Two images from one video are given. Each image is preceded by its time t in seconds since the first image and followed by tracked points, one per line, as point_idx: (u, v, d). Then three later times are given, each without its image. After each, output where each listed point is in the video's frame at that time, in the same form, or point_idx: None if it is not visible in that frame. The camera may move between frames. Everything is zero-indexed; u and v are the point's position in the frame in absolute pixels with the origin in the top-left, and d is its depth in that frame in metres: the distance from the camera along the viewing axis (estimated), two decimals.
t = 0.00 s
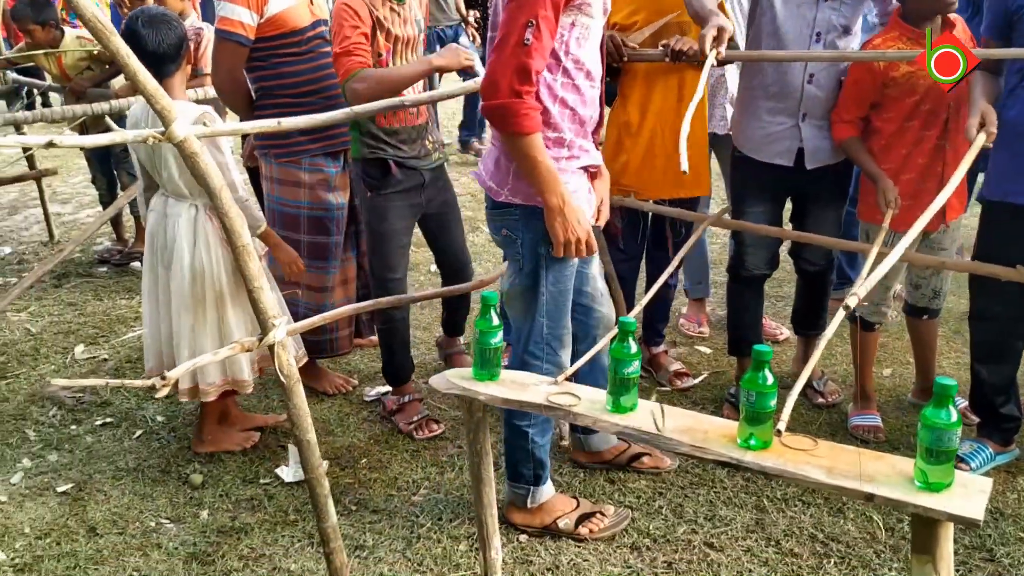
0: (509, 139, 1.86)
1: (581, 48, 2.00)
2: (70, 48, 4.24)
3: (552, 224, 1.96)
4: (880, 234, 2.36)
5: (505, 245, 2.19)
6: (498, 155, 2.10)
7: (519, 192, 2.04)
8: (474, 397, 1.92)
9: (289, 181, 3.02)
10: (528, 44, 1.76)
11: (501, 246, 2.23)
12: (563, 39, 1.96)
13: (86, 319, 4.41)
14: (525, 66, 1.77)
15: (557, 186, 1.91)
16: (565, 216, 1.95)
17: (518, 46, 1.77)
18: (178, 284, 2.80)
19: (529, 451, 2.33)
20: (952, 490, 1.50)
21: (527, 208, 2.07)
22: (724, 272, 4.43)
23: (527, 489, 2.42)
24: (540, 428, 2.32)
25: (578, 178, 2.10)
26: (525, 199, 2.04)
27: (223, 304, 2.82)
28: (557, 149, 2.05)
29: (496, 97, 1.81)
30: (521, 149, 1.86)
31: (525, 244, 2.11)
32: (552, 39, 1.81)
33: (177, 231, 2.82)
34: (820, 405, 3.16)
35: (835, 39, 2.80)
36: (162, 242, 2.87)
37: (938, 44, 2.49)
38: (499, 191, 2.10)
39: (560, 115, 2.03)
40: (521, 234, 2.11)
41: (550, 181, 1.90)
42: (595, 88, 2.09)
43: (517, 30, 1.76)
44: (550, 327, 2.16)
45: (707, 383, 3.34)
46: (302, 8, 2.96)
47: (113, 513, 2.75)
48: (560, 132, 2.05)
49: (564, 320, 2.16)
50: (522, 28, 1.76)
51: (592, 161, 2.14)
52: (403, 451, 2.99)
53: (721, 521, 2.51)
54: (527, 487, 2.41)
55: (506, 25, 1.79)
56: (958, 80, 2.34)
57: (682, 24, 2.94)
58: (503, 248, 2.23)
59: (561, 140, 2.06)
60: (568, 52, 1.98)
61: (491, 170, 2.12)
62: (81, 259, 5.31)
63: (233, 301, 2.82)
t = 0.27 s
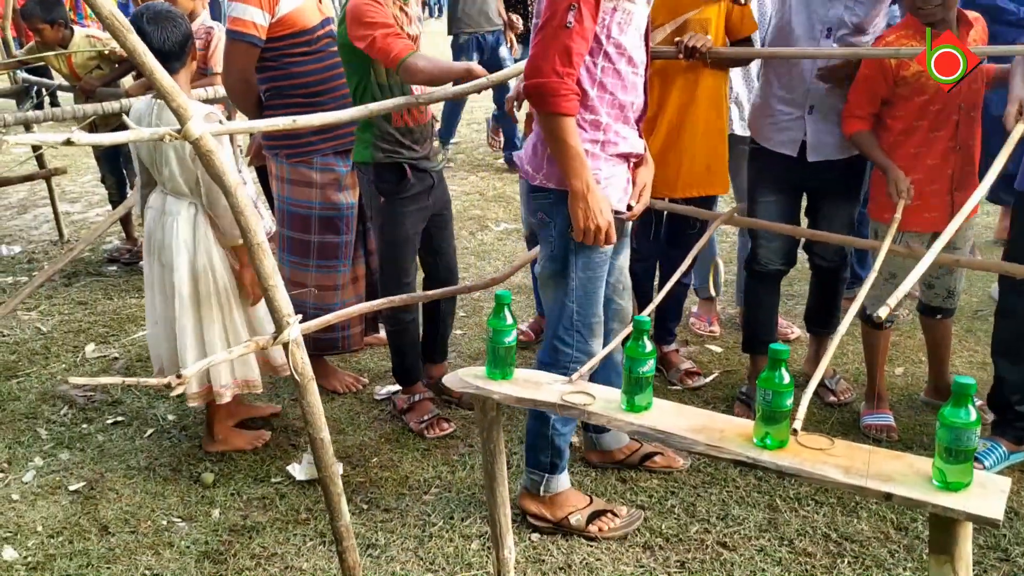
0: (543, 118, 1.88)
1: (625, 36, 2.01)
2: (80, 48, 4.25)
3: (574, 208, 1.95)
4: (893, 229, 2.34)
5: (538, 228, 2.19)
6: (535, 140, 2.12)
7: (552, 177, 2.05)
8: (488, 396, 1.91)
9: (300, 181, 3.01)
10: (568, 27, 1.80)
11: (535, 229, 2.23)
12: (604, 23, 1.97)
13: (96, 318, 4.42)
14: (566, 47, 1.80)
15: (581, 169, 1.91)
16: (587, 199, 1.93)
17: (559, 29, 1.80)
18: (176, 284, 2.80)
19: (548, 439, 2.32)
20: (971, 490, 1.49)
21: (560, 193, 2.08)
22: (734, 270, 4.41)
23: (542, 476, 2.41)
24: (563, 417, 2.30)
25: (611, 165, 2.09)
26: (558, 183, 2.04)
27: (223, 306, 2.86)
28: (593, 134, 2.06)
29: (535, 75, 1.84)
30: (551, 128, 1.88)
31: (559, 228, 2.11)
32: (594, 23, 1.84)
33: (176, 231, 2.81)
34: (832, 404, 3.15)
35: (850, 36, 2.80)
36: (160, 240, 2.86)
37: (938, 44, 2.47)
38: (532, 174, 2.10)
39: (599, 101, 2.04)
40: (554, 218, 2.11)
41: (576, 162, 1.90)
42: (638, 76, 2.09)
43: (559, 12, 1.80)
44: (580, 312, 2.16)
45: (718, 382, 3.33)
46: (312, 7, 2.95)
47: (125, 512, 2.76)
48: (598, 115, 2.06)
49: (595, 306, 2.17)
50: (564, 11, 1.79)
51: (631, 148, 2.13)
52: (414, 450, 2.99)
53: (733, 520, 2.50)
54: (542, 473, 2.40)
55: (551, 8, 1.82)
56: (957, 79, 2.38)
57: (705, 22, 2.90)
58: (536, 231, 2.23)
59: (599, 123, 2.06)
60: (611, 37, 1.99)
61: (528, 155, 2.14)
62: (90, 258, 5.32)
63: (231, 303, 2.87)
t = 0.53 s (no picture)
0: (552, 107, 1.88)
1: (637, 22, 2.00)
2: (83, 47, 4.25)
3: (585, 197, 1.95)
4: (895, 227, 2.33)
5: (558, 216, 2.21)
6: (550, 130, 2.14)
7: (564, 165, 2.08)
8: (493, 397, 1.90)
9: (305, 181, 3.00)
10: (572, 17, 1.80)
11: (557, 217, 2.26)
12: (611, 12, 1.97)
13: (99, 318, 4.41)
14: (571, 35, 1.80)
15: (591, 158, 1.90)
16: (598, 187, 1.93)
17: (565, 18, 1.81)
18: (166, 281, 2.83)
19: (560, 425, 2.34)
20: (979, 491, 1.48)
21: (571, 181, 2.10)
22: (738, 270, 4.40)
23: (550, 463, 2.43)
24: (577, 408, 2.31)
25: (620, 154, 2.08)
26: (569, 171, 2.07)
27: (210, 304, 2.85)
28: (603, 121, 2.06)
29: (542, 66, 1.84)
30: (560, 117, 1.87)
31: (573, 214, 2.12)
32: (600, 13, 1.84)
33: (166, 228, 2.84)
34: (837, 404, 3.14)
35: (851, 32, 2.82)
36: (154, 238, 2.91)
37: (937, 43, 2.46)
38: (546, 163, 2.14)
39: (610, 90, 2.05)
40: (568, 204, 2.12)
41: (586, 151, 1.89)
42: (650, 65, 2.09)
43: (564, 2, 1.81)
44: (593, 300, 2.16)
45: (722, 382, 3.32)
46: (314, 5, 2.94)
47: (128, 512, 2.75)
48: (607, 103, 2.05)
49: (609, 295, 2.15)
50: None
51: (643, 138, 2.11)
52: (418, 450, 2.98)
53: (738, 521, 2.49)
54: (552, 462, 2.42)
55: None
56: (958, 79, 2.40)
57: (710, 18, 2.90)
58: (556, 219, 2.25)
59: (607, 112, 2.06)
60: (618, 26, 1.99)
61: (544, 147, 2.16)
62: (94, 258, 5.32)
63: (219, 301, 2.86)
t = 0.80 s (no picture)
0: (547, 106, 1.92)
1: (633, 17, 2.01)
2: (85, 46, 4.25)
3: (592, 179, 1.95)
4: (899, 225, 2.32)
5: (561, 214, 2.21)
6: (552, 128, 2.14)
7: (563, 160, 2.08)
8: (497, 397, 1.90)
9: (307, 181, 2.99)
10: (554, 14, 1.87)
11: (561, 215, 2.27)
12: (599, 11, 1.99)
13: (102, 318, 4.41)
14: (549, 33, 1.87)
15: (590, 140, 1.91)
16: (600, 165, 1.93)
17: (547, 18, 1.87)
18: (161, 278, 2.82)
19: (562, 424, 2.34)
20: (985, 492, 1.47)
21: (570, 178, 2.09)
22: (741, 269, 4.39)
23: (552, 463, 2.44)
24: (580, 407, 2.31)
25: (619, 151, 2.06)
26: (566, 166, 2.07)
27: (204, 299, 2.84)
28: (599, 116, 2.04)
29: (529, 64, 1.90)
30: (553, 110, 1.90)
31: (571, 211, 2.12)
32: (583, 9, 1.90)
33: (160, 224, 2.83)
34: (842, 404, 3.13)
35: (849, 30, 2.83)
36: (148, 235, 2.90)
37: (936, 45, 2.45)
38: (547, 159, 2.15)
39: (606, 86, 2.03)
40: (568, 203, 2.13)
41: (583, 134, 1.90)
42: (648, 62, 2.08)
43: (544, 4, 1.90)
44: (592, 297, 2.15)
45: (725, 381, 3.31)
46: (316, 5, 2.94)
47: (131, 512, 2.75)
48: (603, 99, 2.04)
49: (610, 293, 2.14)
50: None
51: (644, 135, 2.10)
52: (421, 450, 2.98)
53: (742, 521, 2.49)
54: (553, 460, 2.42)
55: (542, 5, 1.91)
56: (957, 79, 2.44)
57: (711, 15, 2.90)
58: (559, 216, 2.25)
59: (603, 108, 2.04)
60: (609, 24, 2.00)
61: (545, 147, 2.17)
62: (96, 258, 5.32)
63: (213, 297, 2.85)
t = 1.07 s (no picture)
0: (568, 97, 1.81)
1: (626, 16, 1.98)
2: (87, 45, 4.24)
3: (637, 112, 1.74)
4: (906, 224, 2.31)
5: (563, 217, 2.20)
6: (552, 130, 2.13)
7: (563, 165, 2.07)
8: (501, 397, 1.88)
9: (309, 180, 2.98)
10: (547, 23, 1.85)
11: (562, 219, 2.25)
12: (595, 16, 1.98)
13: (104, 317, 4.40)
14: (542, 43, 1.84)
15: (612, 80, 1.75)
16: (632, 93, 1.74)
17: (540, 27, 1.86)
18: (158, 274, 2.81)
19: (553, 430, 2.28)
20: (995, 493, 1.46)
21: (571, 182, 2.09)
22: (745, 269, 4.37)
23: (541, 469, 2.37)
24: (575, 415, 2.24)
25: (618, 156, 2.04)
26: (567, 171, 2.06)
27: (200, 298, 2.83)
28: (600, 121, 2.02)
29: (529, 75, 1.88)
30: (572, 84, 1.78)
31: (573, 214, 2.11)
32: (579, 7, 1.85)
33: (155, 221, 2.81)
34: (847, 404, 3.12)
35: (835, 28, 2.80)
36: (142, 232, 2.88)
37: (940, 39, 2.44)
38: (545, 163, 2.14)
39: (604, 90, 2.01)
40: (570, 205, 2.11)
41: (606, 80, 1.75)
42: (645, 63, 2.06)
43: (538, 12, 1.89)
44: (595, 301, 2.14)
45: (730, 382, 3.30)
46: (317, 4, 2.93)
47: (134, 513, 2.74)
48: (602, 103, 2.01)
49: (612, 297, 2.13)
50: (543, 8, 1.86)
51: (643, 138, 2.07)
52: (424, 450, 2.96)
53: (748, 522, 2.47)
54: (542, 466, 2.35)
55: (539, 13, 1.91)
56: (957, 79, 2.43)
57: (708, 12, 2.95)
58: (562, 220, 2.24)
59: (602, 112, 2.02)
60: (606, 28, 1.98)
61: (544, 151, 2.16)
62: (98, 257, 5.31)
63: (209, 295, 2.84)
